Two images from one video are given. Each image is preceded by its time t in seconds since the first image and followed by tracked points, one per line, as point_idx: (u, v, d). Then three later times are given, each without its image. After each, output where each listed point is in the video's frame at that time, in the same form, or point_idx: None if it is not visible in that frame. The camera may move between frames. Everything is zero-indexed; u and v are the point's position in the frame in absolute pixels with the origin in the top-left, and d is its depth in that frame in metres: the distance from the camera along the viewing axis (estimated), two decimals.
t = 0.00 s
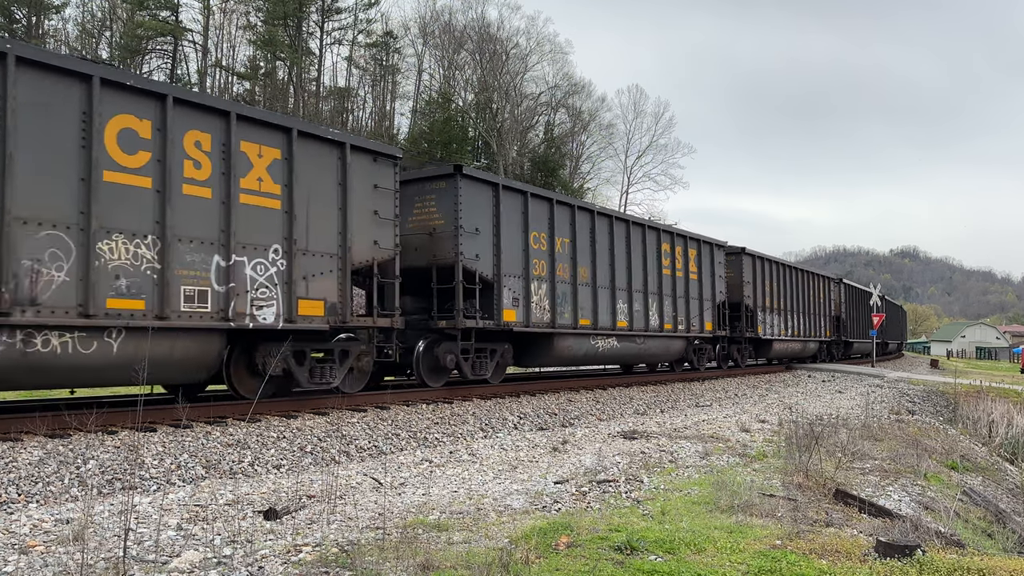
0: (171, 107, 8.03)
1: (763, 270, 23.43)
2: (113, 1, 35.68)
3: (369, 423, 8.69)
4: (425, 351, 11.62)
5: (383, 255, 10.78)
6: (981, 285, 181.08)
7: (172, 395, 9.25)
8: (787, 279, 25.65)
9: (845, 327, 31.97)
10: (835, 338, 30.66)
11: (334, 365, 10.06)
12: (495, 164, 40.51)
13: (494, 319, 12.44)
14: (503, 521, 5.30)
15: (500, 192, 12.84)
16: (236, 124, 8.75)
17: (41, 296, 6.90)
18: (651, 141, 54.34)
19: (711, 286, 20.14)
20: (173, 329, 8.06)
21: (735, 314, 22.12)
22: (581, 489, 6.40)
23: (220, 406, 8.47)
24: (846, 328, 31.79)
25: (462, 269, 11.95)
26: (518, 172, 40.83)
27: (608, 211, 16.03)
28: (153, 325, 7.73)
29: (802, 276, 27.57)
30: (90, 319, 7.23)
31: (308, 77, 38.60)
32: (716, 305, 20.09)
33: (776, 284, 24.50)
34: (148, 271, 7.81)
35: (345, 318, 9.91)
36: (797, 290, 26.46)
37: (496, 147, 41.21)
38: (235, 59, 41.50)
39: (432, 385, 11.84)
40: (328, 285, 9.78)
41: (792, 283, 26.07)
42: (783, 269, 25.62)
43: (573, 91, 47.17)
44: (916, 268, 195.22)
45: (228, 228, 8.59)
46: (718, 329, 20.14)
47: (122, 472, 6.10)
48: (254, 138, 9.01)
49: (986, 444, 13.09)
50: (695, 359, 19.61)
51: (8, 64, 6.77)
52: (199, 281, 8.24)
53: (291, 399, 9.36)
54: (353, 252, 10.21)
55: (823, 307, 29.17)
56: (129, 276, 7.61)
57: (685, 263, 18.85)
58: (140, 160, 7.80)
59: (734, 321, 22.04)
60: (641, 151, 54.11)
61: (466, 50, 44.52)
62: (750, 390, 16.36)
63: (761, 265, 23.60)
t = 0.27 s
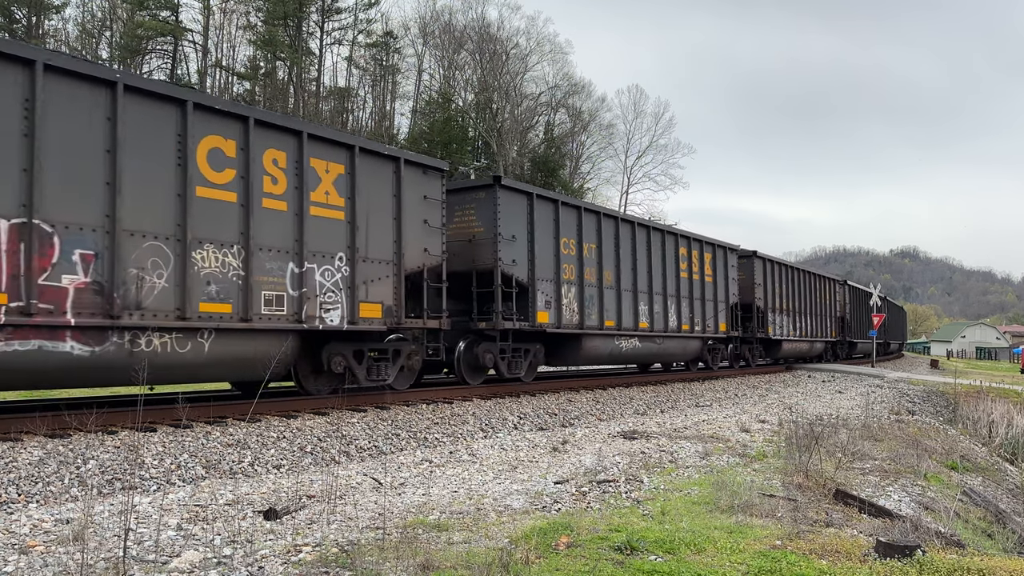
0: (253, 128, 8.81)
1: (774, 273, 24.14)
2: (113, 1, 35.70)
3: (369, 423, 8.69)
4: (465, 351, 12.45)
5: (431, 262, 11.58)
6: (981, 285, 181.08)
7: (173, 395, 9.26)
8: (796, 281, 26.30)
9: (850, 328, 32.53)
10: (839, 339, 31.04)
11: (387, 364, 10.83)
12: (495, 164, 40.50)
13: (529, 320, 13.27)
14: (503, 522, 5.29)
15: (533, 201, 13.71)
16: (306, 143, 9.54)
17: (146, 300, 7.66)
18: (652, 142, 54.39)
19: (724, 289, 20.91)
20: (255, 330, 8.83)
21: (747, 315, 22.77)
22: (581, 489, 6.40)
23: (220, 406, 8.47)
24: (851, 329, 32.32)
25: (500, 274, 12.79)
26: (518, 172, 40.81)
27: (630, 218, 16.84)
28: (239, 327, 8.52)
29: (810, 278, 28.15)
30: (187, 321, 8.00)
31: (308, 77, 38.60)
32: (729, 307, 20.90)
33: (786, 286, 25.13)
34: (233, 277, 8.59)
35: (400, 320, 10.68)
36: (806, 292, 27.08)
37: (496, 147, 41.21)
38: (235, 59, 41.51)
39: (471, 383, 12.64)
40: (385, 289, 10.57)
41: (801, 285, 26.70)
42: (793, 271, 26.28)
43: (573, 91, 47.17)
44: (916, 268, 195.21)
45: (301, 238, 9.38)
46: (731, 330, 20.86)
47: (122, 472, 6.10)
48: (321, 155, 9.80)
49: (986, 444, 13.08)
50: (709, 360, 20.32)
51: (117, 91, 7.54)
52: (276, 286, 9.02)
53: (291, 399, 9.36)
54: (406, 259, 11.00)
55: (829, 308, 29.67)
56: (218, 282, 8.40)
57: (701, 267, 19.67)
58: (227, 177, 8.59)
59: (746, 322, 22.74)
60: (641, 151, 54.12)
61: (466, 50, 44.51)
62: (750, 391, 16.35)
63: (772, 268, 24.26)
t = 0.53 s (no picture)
0: (321, 145, 9.47)
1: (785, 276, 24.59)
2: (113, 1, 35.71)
3: (369, 423, 8.69)
4: (500, 351, 13.10)
5: (473, 268, 12.21)
6: (980, 285, 181.08)
7: (173, 395, 9.25)
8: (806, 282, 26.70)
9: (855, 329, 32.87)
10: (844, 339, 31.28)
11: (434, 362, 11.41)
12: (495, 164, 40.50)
13: (560, 322, 13.75)
14: (503, 522, 5.29)
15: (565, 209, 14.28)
16: (367, 158, 10.18)
17: (231, 304, 8.31)
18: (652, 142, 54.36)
19: (737, 291, 21.40)
20: (325, 331, 9.48)
21: (758, 316, 23.18)
22: (581, 489, 6.40)
23: (220, 406, 8.46)
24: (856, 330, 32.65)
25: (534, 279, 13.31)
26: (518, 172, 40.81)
27: (650, 224, 17.36)
28: (310, 328, 9.16)
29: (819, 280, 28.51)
30: (266, 324, 8.63)
31: (308, 77, 38.60)
32: (742, 309, 21.38)
33: (795, 288, 25.53)
34: (305, 283, 9.22)
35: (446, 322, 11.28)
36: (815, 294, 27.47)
37: (496, 147, 41.21)
38: (235, 59, 41.52)
39: (505, 381, 13.18)
40: (434, 293, 11.21)
41: (810, 287, 27.09)
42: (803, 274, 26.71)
43: (573, 91, 47.18)
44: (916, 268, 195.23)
45: (362, 246, 10.01)
46: (744, 332, 21.30)
47: (122, 473, 6.10)
48: (379, 168, 10.44)
49: (986, 444, 13.07)
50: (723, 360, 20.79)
51: (206, 114, 8.18)
52: (342, 291, 9.66)
53: (291, 399, 9.36)
54: (452, 265, 11.65)
55: (835, 309, 29.99)
56: (292, 287, 9.04)
57: (716, 270, 20.18)
58: (299, 191, 9.24)
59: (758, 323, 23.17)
60: (640, 151, 54.09)
61: (466, 50, 44.49)
62: (750, 391, 16.34)
63: (783, 270, 24.68)
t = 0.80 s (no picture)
0: (380, 160, 10.25)
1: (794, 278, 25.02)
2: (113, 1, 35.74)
3: (369, 424, 8.69)
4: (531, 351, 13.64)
5: (509, 273, 12.97)
6: (981, 285, 181.07)
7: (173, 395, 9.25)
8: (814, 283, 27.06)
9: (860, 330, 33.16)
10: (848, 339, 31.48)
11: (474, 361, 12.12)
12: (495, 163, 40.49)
13: (587, 323, 14.42)
14: (503, 522, 5.29)
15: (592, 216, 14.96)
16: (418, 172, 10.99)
17: (304, 307, 9.06)
18: (653, 142, 54.20)
19: (749, 293, 21.94)
20: (381, 331, 10.23)
21: (768, 317, 23.56)
22: (581, 489, 6.40)
23: (220, 406, 8.46)
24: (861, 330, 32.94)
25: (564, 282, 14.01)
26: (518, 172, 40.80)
27: (666, 229, 17.91)
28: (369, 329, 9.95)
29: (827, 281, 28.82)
30: (333, 325, 9.40)
31: (308, 77, 38.62)
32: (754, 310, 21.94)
33: (804, 289, 25.87)
34: (365, 287, 10.02)
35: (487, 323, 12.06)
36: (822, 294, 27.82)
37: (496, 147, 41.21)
38: (235, 59, 41.53)
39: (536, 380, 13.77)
40: (475, 296, 11.98)
41: (819, 289, 27.44)
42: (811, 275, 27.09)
43: (573, 91, 47.18)
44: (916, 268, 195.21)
45: (414, 253, 10.81)
46: (755, 332, 21.75)
47: (122, 473, 6.09)
48: (428, 180, 11.24)
49: (986, 444, 13.07)
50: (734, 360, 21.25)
51: (281, 133, 8.94)
52: (396, 294, 10.47)
53: (291, 399, 9.36)
54: (492, 270, 12.44)
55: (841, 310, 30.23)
56: (354, 291, 9.83)
57: (729, 273, 20.76)
58: (360, 203, 10.02)
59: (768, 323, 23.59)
60: (640, 151, 54.01)
61: (466, 50, 44.48)
62: (749, 391, 16.34)
63: (792, 273, 25.07)
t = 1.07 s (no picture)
0: (429, 173, 11.02)
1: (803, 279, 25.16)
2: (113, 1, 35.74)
3: (369, 424, 8.69)
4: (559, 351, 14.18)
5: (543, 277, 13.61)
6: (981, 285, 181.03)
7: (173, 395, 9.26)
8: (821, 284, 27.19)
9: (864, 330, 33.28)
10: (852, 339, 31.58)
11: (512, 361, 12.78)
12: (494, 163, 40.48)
13: (611, 324, 14.74)
14: (503, 522, 5.29)
15: (616, 221, 15.31)
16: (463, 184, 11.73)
17: (365, 310, 9.90)
18: (653, 142, 53.12)
19: (762, 295, 22.14)
20: (431, 332, 10.98)
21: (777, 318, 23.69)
22: (581, 489, 6.39)
23: (220, 406, 8.47)
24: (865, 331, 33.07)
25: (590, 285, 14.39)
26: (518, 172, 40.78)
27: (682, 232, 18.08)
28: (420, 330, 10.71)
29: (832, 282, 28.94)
30: (389, 326, 10.20)
31: (308, 77, 38.61)
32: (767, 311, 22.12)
33: (811, 290, 26.02)
34: (416, 291, 10.78)
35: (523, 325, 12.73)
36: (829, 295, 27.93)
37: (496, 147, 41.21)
38: (235, 59, 41.53)
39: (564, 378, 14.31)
40: (513, 299, 12.67)
41: (825, 289, 27.58)
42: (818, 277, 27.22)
43: (573, 91, 47.17)
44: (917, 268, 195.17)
45: (458, 260, 11.54)
46: (766, 333, 21.92)
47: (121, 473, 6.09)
48: (472, 191, 11.97)
49: (986, 444, 13.06)
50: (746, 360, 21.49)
51: (346, 150, 9.74)
52: (443, 297, 11.19)
53: (291, 399, 9.36)
54: (528, 274, 13.11)
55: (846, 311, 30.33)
56: (407, 295, 10.62)
57: (743, 275, 20.98)
58: (411, 213, 10.80)
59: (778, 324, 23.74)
60: (641, 151, 53.82)
61: (466, 50, 44.46)
62: (749, 391, 16.33)
63: (801, 274, 25.20)
